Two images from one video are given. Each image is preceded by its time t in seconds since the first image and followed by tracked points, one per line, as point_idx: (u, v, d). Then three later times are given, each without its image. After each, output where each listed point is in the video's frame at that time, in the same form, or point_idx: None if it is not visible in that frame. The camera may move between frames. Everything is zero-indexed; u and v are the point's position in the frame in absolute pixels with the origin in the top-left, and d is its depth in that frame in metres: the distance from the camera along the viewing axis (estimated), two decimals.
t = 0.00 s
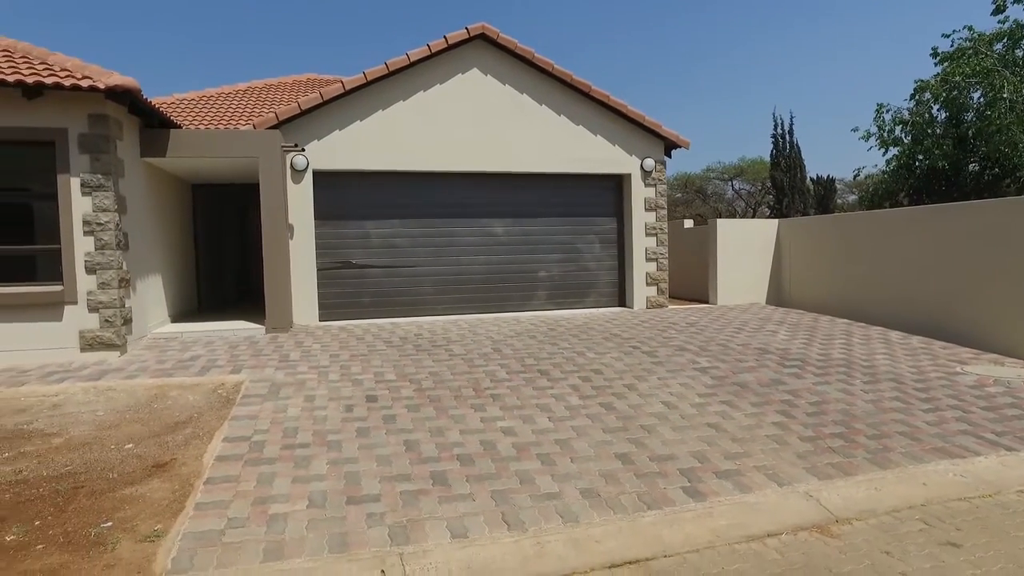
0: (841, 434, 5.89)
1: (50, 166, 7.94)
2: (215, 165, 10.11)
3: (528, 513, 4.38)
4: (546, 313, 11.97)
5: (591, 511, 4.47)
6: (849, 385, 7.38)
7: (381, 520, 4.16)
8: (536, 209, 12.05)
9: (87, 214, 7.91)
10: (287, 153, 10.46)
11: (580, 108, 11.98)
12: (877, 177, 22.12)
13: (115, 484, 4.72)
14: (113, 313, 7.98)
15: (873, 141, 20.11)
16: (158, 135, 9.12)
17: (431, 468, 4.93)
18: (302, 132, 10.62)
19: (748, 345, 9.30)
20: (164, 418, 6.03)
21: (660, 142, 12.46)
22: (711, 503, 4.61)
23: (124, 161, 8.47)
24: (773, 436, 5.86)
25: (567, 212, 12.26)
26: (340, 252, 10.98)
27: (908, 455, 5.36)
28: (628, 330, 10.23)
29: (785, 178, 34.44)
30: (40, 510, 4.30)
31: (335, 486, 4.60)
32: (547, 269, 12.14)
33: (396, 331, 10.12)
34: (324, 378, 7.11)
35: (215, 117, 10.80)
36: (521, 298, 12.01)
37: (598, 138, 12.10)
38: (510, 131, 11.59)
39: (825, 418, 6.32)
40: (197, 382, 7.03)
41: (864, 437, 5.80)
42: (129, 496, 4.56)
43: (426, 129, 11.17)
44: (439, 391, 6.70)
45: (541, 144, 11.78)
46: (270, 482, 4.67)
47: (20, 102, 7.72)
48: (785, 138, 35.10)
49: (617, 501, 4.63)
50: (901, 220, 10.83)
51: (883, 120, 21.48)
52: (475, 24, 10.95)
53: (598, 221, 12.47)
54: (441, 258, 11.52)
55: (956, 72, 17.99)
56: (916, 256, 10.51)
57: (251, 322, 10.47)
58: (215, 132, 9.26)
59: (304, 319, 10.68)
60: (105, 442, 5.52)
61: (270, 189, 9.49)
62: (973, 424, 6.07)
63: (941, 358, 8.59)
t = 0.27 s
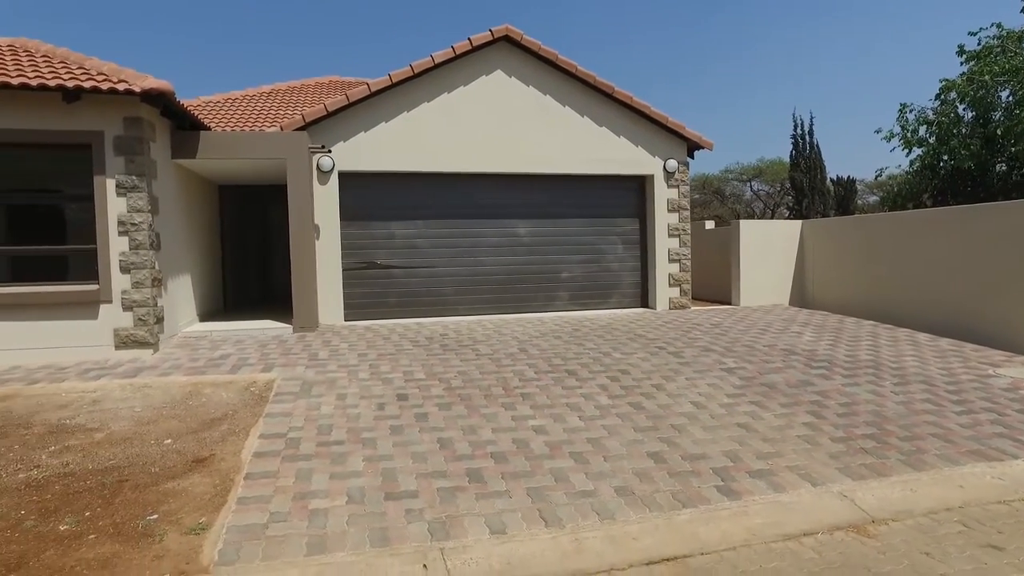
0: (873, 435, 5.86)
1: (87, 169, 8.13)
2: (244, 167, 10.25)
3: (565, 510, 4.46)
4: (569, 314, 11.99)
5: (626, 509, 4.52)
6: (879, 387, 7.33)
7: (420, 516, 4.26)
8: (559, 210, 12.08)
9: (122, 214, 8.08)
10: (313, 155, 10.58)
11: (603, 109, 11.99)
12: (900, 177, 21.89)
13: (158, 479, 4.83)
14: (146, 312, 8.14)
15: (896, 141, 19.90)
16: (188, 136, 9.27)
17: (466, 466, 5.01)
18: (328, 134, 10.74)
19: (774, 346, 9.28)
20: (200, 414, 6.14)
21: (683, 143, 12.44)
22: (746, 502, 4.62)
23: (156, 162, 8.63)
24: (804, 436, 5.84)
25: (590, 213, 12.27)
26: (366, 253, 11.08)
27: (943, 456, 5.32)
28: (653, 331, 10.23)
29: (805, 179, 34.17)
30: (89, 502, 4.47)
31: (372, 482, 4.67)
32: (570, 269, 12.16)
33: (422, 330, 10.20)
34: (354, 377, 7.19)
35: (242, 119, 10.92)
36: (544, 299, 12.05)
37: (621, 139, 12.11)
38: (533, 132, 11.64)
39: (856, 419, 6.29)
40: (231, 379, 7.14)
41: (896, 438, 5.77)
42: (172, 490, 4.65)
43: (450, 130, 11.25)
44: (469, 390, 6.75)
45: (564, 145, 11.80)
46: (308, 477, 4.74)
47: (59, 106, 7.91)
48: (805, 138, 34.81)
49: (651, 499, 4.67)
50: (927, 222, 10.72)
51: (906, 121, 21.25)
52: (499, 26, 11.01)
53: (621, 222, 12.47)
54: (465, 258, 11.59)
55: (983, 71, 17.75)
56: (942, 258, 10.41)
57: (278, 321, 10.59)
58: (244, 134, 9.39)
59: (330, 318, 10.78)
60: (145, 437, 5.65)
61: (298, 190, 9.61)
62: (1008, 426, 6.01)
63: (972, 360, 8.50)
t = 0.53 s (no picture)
0: (922, 438, 5.73)
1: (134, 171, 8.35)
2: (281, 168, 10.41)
3: (612, 509, 4.47)
4: (602, 314, 11.96)
5: (675, 509, 4.49)
6: (925, 389, 7.18)
7: (469, 513, 4.32)
8: (592, 210, 12.05)
9: (166, 215, 8.26)
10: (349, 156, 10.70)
11: (636, 109, 11.93)
12: (938, 176, 21.41)
13: (211, 473, 4.99)
14: (190, 310, 8.30)
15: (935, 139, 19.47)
16: (229, 138, 9.43)
17: (512, 464, 5.07)
18: (363, 135, 10.85)
19: (813, 347, 9.16)
20: (244, 410, 6.28)
21: (717, 142, 12.33)
22: (795, 503, 4.55)
23: (199, 164, 8.80)
24: (850, 438, 5.74)
25: (623, 213, 12.23)
26: (400, 253, 11.18)
27: (998, 460, 5.19)
28: (688, 331, 10.15)
29: (836, 178, 33.61)
30: (148, 493, 4.70)
31: (419, 480, 4.80)
32: (603, 270, 12.12)
33: (456, 330, 10.25)
34: (393, 376, 7.22)
35: (279, 120, 11.09)
36: (576, 299, 12.03)
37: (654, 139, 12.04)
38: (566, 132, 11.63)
39: (903, 421, 6.16)
40: (273, 377, 7.27)
41: (947, 441, 5.64)
42: (225, 484, 4.81)
43: (483, 131, 11.29)
44: (508, 390, 6.80)
45: (597, 145, 11.77)
46: (357, 475, 4.87)
47: (107, 111, 8.13)
48: (836, 137, 34.24)
49: (698, 498, 4.64)
50: (968, 222, 10.47)
51: (945, 118, 20.78)
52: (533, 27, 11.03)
53: (654, 222, 12.40)
54: (499, 258, 11.62)
55: None
56: (984, 259, 10.15)
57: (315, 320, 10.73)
58: (282, 136, 9.54)
59: (365, 318, 10.88)
60: (194, 432, 5.82)
61: (336, 191, 9.72)
62: None
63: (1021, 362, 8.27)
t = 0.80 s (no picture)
0: (996, 444, 5.47)
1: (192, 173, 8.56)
2: (330, 170, 10.57)
3: (676, 510, 4.41)
4: (648, 314, 11.81)
5: (740, 512, 4.38)
6: (995, 393, 6.87)
7: (532, 513, 4.34)
8: (637, 210, 11.92)
9: (222, 216, 8.43)
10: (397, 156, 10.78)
11: (683, 106, 11.75)
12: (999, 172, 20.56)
13: (272, 469, 5.21)
14: (244, 309, 8.47)
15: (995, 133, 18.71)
16: (280, 140, 9.59)
17: (571, 464, 5.13)
18: (410, 136, 10.93)
19: (870, 348, 8.90)
20: (300, 407, 6.49)
21: (766, 140, 12.06)
22: (865, 509, 4.39)
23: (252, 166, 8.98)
24: (919, 443, 5.52)
25: (669, 212, 12.06)
26: (446, 253, 11.23)
27: None
28: (738, 332, 9.95)
29: (885, 176, 32.63)
30: (215, 486, 4.95)
31: (480, 479, 4.91)
32: (649, 270, 11.98)
33: (502, 330, 10.25)
34: (447, 377, 7.37)
35: (328, 122, 11.26)
36: (622, 300, 11.92)
37: (701, 137, 11.84)
38: (612, 131, 11.52)
39: (975, 426, 5.90)
40: (327, 375, 7.40)
41: None
42: (286, 480, 5.01)
43: (529, 130, 11.26)
44: (561, 389, 7.00)
45: (643, 143, 11.63)
46: (417, 473, 5.04)
47: (166, 114, 8.37)
48: (886, 133, 33.24)
49: (763, 502, 4.51)
50: None
51: (1006, 112, 19.95)
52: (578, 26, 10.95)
53: (701, 221, 12.19)
54: (544, 258, 11.58)
55: None
56: None
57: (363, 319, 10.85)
58: (332, 137, 9.66)
59: (412, 318, 10.95)
60: (254, 429, 6.05)
61: (384, 191, 9.80)
62: None
63: None
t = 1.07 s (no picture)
0: None
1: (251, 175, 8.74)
2: (382, 171, 10.69)
3: (750, 516, 4.28)
4: (701, 315, 11.58)
5: (817, 520, 4.21)
6: None
7: (601, 517, 4.33)
8: (689, 209, 11.70)
9: (279, 216, 8.57)
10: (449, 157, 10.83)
11: (738, 103, 11.48)
12: None
13: (337, 467, 5.39)
14: (301, 309, 8.59)
15: None
16: (335, 142, 9.72)
17: (636, 466, 5.14)
18: (461, 137, 10.95)
19: (940, 352, 8.53)
20: (359, 406, 6.71)
21: (824, 137, 11.69)
22: (953, 522, 4.16)
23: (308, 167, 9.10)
24: (1005, 453, 5.21)
25: (723, 212, 11.80)
26: (497, 252, 11.20)
27: None
28: (797, 334, 9.66)
29: (944, 173, 31.39)
30: (281, 484, 5.19)
31: (545, 481, 4.96)
32: (702, 270, 11.75)
33: (553, 331, 10.18)
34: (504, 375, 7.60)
35: (381, 122, 11.37)
36: (674, 301, 11.72)
37: (756, 134, 11.55)
38: (664, 129, 11.33)
39: None
40: (385, 374, 7.61)
41: None
42: (352, 478, 5.18)
43: (580, 130, 11.16)
44: (622, 390, 7.08)
45: (695, 142, 11.41)
46: (481, 472, 5.12)
47: (227, 118, 8.57)
48: (945, 128, 31.96)
49: (841, 510, 4.32)
50: None
51: None
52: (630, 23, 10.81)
53: (756, 220, 11.89)
54: (596, 258, 11.48)
55: None
56: None
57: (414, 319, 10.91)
58: (386, 139, 9.77)
59: (463, 318, 10.97)
60: (316, 427, 6.25)
61: (436, 192, 9.83)
62: None
63: None
